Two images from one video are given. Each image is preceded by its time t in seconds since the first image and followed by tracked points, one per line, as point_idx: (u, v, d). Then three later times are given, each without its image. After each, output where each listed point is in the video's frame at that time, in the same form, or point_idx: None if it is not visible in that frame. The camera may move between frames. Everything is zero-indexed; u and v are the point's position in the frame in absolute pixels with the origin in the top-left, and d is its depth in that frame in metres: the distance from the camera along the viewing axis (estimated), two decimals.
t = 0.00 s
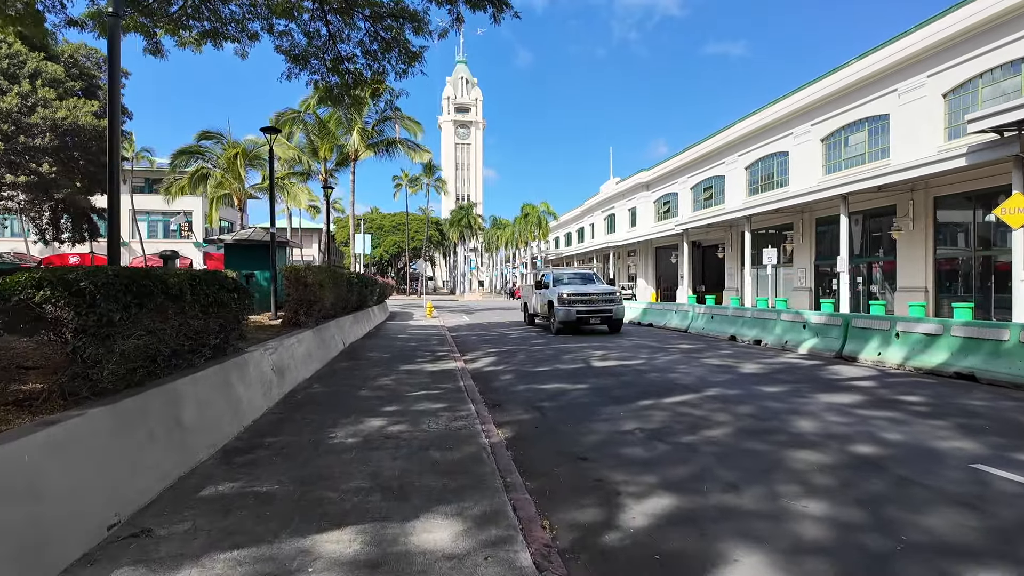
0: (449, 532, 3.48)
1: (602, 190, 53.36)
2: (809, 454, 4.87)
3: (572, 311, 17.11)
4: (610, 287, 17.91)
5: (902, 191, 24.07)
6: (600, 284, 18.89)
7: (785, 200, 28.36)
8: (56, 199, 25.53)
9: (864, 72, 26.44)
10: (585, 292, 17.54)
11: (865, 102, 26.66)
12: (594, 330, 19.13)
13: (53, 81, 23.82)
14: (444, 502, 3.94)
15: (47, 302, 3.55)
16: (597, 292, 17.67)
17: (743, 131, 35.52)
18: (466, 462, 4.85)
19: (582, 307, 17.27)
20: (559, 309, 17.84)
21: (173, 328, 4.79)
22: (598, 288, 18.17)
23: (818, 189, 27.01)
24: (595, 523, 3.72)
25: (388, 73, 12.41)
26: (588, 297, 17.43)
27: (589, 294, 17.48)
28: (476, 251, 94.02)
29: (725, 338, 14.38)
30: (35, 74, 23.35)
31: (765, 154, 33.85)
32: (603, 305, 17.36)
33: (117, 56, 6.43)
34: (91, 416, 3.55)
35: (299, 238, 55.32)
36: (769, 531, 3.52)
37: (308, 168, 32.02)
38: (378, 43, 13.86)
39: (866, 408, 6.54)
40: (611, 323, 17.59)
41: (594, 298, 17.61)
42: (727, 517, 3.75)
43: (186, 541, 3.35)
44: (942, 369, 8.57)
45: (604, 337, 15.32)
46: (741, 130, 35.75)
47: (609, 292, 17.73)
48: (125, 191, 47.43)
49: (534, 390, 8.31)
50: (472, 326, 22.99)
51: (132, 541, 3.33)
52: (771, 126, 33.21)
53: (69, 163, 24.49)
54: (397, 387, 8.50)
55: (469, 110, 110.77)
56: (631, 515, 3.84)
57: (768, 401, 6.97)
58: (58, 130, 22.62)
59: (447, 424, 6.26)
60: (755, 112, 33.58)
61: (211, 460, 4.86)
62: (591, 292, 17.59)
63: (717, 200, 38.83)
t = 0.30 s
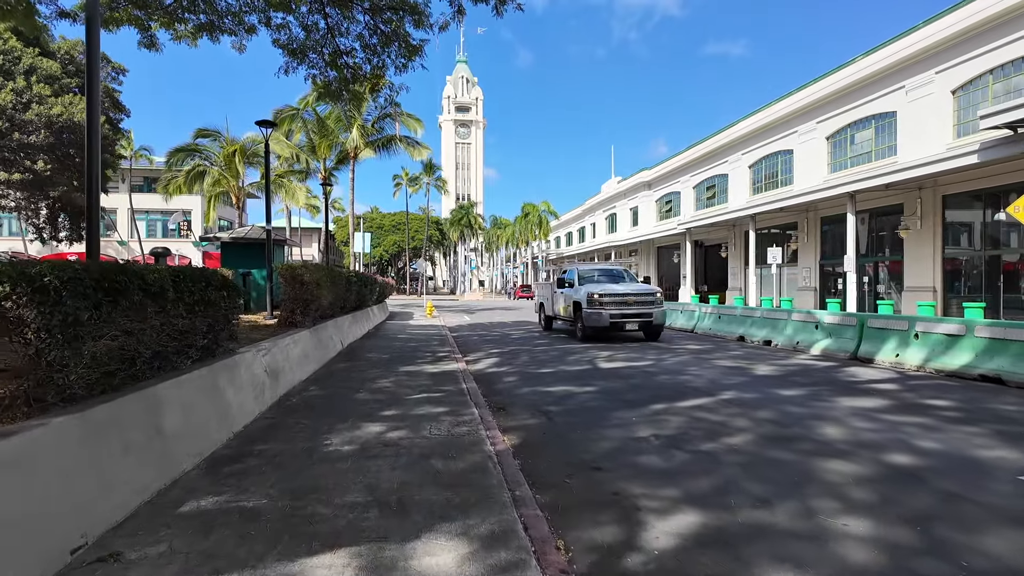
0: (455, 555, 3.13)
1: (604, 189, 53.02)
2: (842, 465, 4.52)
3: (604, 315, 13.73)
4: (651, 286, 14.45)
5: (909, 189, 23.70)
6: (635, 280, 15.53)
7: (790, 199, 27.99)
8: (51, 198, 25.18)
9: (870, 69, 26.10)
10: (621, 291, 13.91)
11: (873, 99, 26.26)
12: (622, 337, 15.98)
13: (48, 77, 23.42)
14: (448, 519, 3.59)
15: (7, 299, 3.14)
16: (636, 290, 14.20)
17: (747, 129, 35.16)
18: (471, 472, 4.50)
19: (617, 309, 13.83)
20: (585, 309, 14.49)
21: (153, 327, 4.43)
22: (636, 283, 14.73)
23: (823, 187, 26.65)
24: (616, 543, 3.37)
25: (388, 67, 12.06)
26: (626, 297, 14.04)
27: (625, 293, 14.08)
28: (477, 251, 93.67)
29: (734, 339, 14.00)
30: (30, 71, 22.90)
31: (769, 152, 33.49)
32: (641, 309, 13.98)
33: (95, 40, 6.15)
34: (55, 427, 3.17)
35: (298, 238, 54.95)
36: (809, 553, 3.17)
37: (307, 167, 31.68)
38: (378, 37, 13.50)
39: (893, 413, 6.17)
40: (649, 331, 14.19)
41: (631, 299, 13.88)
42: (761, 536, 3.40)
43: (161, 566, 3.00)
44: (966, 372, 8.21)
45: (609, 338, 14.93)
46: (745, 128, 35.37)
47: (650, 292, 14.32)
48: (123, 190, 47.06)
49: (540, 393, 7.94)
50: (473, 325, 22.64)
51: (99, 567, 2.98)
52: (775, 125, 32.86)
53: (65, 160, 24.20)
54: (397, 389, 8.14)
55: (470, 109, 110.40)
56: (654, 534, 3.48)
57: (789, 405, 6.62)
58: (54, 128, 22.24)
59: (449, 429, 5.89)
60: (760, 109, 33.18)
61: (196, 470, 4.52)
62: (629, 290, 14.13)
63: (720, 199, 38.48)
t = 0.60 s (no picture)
0: None
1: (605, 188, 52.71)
2: (879, 484, 4.16)
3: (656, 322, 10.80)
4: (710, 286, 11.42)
5: (917, 189, 23.33)
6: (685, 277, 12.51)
7: (795, 198, 27.62)
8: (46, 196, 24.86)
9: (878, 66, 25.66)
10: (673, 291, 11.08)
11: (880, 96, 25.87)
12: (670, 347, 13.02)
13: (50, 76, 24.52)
14: (452, 549, 3.23)
15: None
16: (691, 291, 11.22)
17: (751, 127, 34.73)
18: (475, 491, 4.15)
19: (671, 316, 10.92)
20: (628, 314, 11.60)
21: (129, 333, 4.08)
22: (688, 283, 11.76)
23: (830, 186, 26.25)
24: None
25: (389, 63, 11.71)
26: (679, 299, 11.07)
27: (679, 295, 11.09)
28: (477, 251, 93.37)
29: (743, 341, 13.62)
30: (26, 68, 22.46)
31: (773, 151, 33.08)
32: (700, 315, 11.04)
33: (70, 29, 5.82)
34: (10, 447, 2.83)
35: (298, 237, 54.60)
36: None
37: (306, 166, 31.36)
38: (377, 32, 13.16)
39: (922, 423, 5.81)
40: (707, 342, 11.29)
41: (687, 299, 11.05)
42: (803, 569, 3.05)
43: None
44: (992, 377, 7.85)
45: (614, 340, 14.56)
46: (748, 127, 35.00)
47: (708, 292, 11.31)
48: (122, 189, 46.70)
49: (547, 399, 7.58)
50: (475, 327, 22.27)
51: None
52: (780, 123, 32.44)
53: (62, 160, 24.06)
54: (397, 396, 7.76)
55: (471, 109, 110.11)
56: (681, 566, 3.13)
57: (810, 414, 6.27)
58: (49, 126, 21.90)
59: (452, 441, 5.53)
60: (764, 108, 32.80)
61: (178, 488, 4.17)
62: (683, 291, 11.16)
63: (722, 199, 38.15)
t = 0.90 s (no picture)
0: None
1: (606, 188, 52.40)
2: (915, 501, 3.83)
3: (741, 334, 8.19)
4: (807, 287, 8.80)
5: (924, 187, 22.99)
6: (759, 275, 9.93)
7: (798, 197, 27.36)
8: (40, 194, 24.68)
9: (883, 63, 25.30)
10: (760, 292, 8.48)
11: (884, 94, 25.54)
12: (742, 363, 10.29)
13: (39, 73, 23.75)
14: None
15: None
16: (785, 292, 8.59)
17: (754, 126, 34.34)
18: (475, 509, 3.82)
19: (758, 326, 8.34)
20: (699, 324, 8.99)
21: (96, 337, 3.75)
22: (772, 282, 9.18)
23: (834, 184, 25.89)
24: None
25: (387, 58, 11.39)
26: (770, 304, 8.46)
27: (769, 298, 8.49)
28: (477, 251, 93.06)
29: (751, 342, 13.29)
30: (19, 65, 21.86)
31: (777, 150, 32.70)
32: (796, 325, 8.45)
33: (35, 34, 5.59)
34: None
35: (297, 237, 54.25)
36: None
37: (305, 166, 31.04)
38: (376, 26, 12.82)
39: (952, 431, 5.46)
40: (803, 359, 8.67)
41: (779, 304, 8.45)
42: None
43: None
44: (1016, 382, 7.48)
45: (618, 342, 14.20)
46: (750, 125, 34.69)
47: (807, 295, 8.65)
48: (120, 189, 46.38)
49: (550, 404, 7.23)
50: (475, 327, 21.92)
51: None
52: (783, 121, 32.06)
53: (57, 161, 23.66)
54: (393, 401, 7.41)
55: (471, 109, 109.90)
56: None
57: (830, 421, 5.94)
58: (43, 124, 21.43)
59: (450, 451, 5.19)
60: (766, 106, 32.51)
61: (152, 507, 3.83)
62: (775, 292, 8.54)
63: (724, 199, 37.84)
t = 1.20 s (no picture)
0: None
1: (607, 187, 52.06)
2: (965, 530, 3.47)
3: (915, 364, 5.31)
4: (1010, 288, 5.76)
5: (932, 186, 22.59)
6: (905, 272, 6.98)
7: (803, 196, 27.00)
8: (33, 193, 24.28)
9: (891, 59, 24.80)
10: (943, 295, 5.51)
11: (891, 91, 25.16)
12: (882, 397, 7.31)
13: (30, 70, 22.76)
14: None
15: None
16: (980, 296, 5.59)
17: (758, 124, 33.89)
18: (479, 539, 3.46)
19: (943, 349, 5.38)
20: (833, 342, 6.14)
21: (55, 350, 3.40)
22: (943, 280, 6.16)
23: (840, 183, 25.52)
24: None
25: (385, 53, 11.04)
26: (959, 314, 5.48)
27: (957, 306, 5.50)
28: (477, 251, 92.76)
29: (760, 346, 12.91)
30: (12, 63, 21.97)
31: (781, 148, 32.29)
32: (999, 346, 5.48)
33: None
34: None
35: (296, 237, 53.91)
36: None
37: (302, 165, 30.67)
38: (373, 21, 12.46)
39: (990, 448, 5.06)
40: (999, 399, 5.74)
41: (973, 315, 5.48)
42: None
43: None
44: None
45: (623, 344, 13.83)
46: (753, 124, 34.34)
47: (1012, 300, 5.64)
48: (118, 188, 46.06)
49: (555, 413, 6.84)
50: (475, 329, 21.57)
51: None
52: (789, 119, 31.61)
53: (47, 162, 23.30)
54: (390, 410, 7.03)
55: (471, 108, 109.62)
56: None
57: (855, 434, 5.56)
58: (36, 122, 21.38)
59: (450, 467, 4.82)
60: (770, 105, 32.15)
61: (120, 538, 3.47)
62: (965, 297, 5.55)
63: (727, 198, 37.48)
